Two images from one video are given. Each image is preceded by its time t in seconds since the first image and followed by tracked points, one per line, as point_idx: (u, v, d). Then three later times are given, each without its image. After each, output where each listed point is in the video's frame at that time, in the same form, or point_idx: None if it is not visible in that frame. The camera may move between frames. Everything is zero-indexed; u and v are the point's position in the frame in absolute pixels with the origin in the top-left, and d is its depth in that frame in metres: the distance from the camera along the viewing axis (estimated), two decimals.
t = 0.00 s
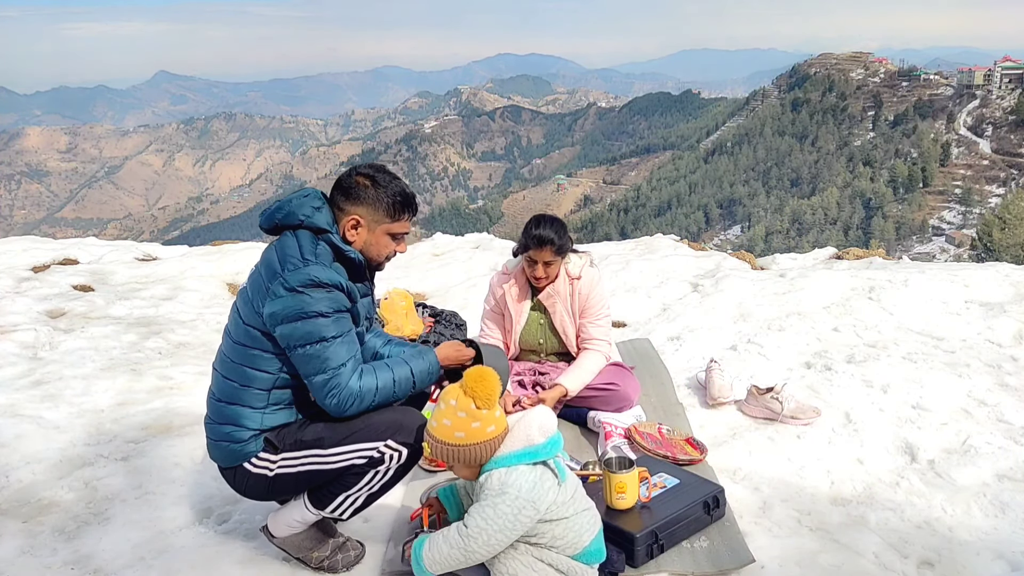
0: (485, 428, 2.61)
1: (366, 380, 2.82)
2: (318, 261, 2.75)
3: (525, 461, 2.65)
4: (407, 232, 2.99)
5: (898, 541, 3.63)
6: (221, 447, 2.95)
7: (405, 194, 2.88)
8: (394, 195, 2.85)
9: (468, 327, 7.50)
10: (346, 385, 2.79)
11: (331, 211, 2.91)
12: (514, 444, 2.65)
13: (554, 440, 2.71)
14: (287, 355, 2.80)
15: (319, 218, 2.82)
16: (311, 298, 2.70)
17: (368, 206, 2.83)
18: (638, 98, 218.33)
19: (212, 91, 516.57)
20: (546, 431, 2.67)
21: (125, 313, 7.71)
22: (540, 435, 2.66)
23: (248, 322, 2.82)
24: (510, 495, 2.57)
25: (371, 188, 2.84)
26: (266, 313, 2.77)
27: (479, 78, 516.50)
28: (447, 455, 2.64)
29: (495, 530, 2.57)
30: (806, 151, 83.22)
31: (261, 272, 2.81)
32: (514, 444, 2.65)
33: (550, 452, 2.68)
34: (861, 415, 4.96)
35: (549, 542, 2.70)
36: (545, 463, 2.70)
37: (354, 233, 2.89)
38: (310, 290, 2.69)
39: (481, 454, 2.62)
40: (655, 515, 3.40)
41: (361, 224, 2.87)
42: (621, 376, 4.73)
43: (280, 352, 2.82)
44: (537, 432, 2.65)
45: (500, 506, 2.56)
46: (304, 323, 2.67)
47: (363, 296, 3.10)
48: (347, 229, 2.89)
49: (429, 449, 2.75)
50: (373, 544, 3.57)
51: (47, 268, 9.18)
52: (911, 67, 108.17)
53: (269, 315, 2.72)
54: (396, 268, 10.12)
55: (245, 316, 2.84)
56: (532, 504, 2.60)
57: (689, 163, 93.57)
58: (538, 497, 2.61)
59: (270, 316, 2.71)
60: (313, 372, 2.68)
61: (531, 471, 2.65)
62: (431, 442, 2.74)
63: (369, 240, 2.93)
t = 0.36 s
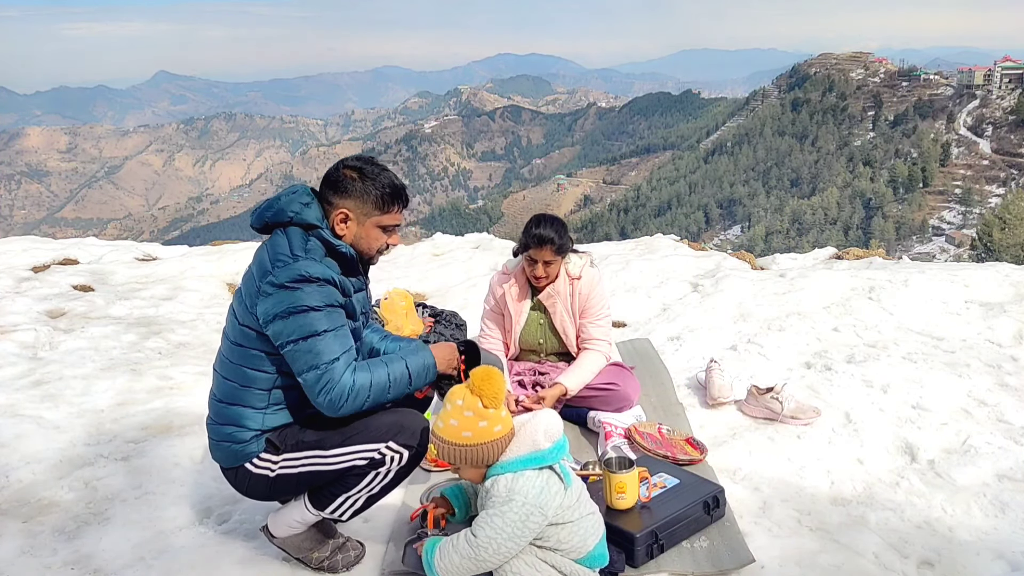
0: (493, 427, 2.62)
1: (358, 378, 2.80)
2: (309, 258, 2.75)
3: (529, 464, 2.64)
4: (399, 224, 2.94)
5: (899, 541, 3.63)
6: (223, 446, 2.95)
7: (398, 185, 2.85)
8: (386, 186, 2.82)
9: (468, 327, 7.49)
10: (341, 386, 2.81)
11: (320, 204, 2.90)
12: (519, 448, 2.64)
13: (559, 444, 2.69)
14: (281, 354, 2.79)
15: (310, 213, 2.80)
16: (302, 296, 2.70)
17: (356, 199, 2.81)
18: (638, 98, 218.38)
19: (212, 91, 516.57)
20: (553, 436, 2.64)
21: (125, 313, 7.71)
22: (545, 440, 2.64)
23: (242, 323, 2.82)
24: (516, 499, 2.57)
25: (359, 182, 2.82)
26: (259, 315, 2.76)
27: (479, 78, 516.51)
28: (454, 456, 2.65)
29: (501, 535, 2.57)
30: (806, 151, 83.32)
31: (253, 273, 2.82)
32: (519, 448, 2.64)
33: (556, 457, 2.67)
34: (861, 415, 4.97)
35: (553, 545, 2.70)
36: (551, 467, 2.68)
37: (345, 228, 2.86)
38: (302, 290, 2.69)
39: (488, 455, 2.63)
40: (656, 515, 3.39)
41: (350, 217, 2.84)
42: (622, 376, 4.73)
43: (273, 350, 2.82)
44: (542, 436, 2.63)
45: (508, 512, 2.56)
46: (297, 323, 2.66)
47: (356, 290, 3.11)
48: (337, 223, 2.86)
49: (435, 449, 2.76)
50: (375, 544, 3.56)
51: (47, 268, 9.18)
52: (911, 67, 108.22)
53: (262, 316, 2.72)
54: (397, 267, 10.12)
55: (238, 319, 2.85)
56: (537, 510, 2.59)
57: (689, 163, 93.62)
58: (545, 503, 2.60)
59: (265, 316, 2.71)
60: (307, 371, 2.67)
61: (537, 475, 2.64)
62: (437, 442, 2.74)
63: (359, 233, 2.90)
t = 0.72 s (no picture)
0: (498, 430, 2.62)
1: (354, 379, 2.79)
2: (307, 263, 2.76)
3: (532, 470, 2.63)
4: (396, 223, 2.94)
5: (899, 541, 3.62)
6: (225, 448, 2.95)
7: (393, 186, 2.85)
8: (382, 186, 2.82)
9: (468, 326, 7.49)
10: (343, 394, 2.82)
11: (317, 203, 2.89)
12: (524, 452, 2.63)
13: (565, 449, 2.68)
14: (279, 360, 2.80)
15: (306, 214, 2.80)
16: (302, 299, 2.70)
17: (351, 197, 2.80)
18: (638, 98, 218.34)
19: (212, 91, 516.59)
20: (556, 441, 2.64)
21: (125, 313, 7.71)
22: (550, 445, 2.63)
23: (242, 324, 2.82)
24: (520, 503, 2.57)
25: (355, 181, 2.81)
26: (258, 321, 2.78)
27: (479, 78, 516.50)
28: (458, 456, 2.65)
29: (503, 538, 2.58)
30: (806, 151, 83.32)
31: (251, 278, 2.81)
32: (524, 452, 2.63)
33: (560, 463, 2.66)
34: (861, 415, 4.96)
35: (555, 548, 2.69)
36: (555, 471, 2.68)
37: (342, 225, 2.85)
38: (300, 296, 2.70)
39: (492, 456, 2.62)
40: (656, 515, 3.39)
41: (346, 215, 2.83)
42: (622, 377, 4.73)
43: (269, 351, 2.82)
44: (546, 442, 2.63)
45: (511, 515, 2.57)
46: (294, 329, 2.68)
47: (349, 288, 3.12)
48: (333, 221, 2.84)
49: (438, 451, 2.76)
50: (374, 545, 3.56)
51: (47, 268, 9.18)
52: (911, 67, 108.24)
53: (259, 322, 2.72)
54: (397, 267, 10.11)
55: (236, 326, 2.86)
56: (541, 514, 2.59)
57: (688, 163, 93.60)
58: (548, 507, 2.60)
59: (261, 322, 2.71)
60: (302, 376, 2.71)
61: (542, 479, 2.64)
62: (441, 445, 2.74)
63: (354, 231, 2.88)
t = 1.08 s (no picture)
0: (497, 429, 2.62)
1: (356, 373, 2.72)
2: (303, 239, 2.76)
3: (533, 470, 2.63)
4: (393, 215, 2.94)
5: (899, 541, 3.62)
6: (226, 448, 2.95)
7: (389, 176, 2.84)
8: (378, 177, 2.82)
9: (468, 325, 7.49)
10: (365, 350, 2.61)
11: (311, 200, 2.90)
12: (522, 451, 2.63)
13: (562, 449, 2.68)
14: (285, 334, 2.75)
15: (299, 207, 2.81)
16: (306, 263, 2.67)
17: (349, 191, 2.81)
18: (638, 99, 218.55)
19: (212, 91, 516.60)
20: (555, 439, 2.65)
21: (125, 313, 7.70)
22: (549, 444, 2.65)
23: (247, 317, 2.81)
24: (520, 503, 2.57)
25: (351, 174, 2.81)
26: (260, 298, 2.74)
27: (479, 78, 516.54)
28: (457, 460, 2.66)
29: (504, 537, 2.56)
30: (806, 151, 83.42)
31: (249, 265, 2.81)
32: (522, 451, 2.64)
33: (559, 462, 2.66)
34: (860, 415, 4.96)
35: (556, 548, 2.69)
36: (555, 470, 2.68)
37: (339, 219, 2.85)
38: (296, 264, 2.67)
39: (492, 457, 2.62)
40: (656, 516, 3.39)
41: (342, 208, 2.84)
42: (622, 376, 4.73)
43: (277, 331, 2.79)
44: (547, 441, 2.63)
45: (511, 516, 2.56)
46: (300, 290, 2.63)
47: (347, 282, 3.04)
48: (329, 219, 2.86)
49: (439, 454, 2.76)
50: (374, 546, 3.56)
51: (46, 268, 9.17)
52: (911, 67, 108.33)
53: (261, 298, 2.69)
54: (397, 268, 10.10)
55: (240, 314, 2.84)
56: (542, 513, 2.59)
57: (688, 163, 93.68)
58: (548, 506, 2.61)
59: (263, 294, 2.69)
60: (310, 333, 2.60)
61: (542, 479, 2.64)
62: (441, 449, 2.74)
63: (350, 226, 2.89)
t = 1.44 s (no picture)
0: (480, 434, 2.62)
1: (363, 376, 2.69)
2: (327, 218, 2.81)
3: (521, 466, 2.62)
4: (414, 196, 2.98)
5: (898, 541, 3.62)
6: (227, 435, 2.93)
7: (411, 156, 2.87)
8: (401, 155, 2.84)
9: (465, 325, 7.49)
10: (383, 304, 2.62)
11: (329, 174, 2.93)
12: (508, 449, 2.63)
13: (550, 443, 2.68)
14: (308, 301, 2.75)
15: (320, 185, 2.83)
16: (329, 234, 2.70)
17: (377, 170, 2.83)
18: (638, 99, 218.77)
19: (212, 91, 516.56)
20: (540, 436, 2.63)
21: (124, 313, 7.70)
22: (536, 440, 2.64)
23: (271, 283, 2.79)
24: (510, 501, 2.56)
25: (379, 153, 2.84)
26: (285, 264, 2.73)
27: (479, 78, 516.48)
28: (449, 467, 2.65)
29: (497, 536, 2.55)
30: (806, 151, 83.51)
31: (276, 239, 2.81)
32: (509, 449, 2.63)
33: (548, 458, 2.66)
34: (861, 415, 4.96)
35: (553, 546, 2.69)
36: (544, 466, 2.68)
37: (366, 200, 2.89)
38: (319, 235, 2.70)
39: (480, 460, 2.63)
40: (655, 515, 3.39)
41: (371, 188, 2.86)
42: (621, 376, 4.73)
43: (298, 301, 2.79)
44: (535, 438, 2.63)
45: (502, 514, 2.55)
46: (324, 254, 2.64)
47: (356, 262, 3.02)
48: (355, 196, 2.88)
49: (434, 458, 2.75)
50: (373, 546, 3.56)
51: (46, 268, 9.17)
52: (911, 68, 108.42)
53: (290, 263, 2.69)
54: (397, 268, 10.10)
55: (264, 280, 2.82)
56: (533, 510, 2.58)
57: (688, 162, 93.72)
58: (540, 503, 2.60)
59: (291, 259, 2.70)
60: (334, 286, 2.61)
61: (531, 476, 2.64)
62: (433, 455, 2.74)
63: (380, 205, 2.93)
